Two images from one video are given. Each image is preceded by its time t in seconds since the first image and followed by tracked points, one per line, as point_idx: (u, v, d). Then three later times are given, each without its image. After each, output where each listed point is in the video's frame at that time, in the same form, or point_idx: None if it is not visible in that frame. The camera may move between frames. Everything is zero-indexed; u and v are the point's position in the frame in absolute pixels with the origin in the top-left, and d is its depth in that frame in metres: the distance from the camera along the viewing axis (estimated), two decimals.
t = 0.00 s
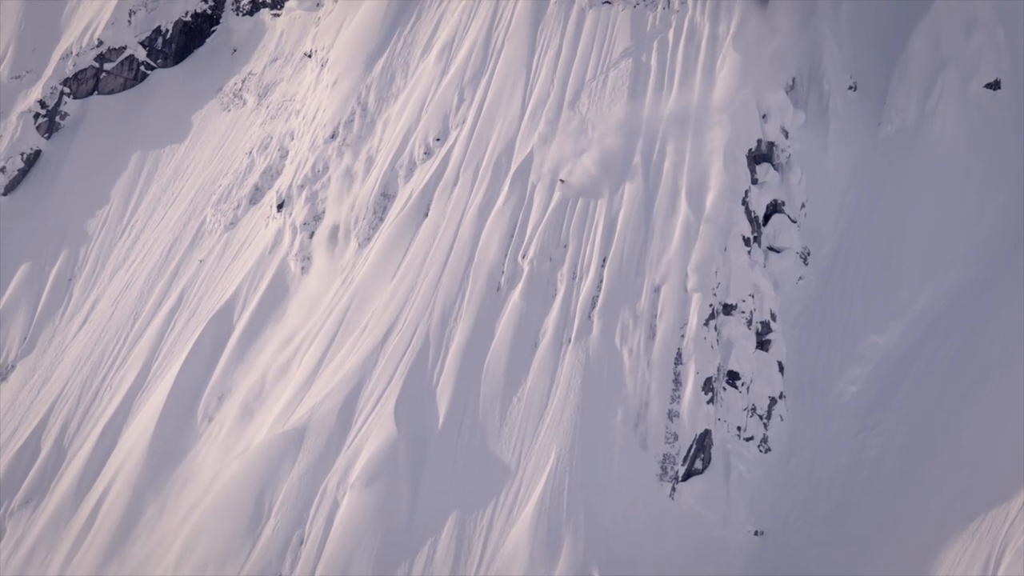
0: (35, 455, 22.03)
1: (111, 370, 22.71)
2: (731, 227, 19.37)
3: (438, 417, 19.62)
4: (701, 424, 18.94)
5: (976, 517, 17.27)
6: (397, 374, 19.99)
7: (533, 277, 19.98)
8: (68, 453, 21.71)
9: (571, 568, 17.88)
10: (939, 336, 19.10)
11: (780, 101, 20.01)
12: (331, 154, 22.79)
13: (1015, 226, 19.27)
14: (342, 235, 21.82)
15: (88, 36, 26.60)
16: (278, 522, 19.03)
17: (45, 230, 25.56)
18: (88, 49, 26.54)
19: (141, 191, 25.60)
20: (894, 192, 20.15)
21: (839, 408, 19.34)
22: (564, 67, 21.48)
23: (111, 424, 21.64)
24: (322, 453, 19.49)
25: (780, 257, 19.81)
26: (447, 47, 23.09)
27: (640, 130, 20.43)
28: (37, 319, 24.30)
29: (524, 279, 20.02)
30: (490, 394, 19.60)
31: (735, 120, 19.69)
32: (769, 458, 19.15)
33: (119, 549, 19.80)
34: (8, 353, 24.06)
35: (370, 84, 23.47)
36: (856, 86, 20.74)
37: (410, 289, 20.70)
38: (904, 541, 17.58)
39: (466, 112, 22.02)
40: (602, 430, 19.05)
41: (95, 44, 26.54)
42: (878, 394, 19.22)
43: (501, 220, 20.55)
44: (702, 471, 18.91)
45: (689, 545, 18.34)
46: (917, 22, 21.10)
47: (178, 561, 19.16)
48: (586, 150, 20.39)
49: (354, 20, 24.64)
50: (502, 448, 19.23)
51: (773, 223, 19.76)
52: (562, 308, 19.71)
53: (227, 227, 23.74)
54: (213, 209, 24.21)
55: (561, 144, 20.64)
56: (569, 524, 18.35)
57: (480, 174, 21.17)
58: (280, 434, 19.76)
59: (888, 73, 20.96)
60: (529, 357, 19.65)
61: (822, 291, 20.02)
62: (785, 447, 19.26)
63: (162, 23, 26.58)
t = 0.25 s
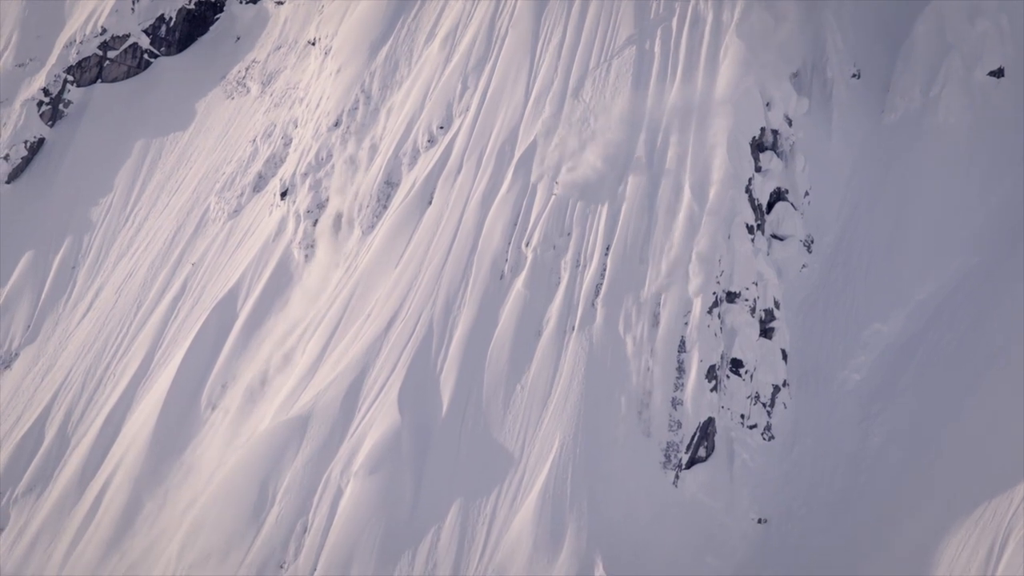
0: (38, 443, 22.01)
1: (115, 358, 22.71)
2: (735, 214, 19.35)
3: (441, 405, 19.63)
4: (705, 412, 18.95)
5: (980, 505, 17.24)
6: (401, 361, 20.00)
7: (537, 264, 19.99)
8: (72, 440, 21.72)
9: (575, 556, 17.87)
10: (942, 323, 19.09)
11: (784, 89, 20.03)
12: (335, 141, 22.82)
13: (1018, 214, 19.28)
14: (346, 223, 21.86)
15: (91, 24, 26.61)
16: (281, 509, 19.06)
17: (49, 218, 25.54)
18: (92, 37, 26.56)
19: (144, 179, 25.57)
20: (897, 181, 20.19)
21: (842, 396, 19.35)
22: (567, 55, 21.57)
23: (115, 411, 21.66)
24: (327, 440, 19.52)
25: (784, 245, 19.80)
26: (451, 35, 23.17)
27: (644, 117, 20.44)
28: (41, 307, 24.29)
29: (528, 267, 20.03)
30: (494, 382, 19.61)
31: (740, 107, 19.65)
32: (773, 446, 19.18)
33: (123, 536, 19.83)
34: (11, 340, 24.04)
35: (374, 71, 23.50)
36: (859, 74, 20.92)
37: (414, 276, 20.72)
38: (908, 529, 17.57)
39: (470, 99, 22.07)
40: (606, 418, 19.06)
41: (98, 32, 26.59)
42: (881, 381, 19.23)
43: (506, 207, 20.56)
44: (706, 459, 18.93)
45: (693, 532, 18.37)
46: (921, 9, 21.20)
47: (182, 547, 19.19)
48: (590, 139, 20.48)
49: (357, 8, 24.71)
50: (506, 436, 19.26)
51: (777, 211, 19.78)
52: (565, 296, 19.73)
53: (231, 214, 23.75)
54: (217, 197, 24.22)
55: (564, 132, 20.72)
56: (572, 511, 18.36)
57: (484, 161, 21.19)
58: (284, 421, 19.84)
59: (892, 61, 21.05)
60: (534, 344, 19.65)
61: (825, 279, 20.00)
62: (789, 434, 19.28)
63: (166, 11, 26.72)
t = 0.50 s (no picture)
0: (41, 431, 22.02)
1: (117, 346, 22.72)
2: (737, 202, 19.34)
3: (443, 394, 19.65)
4: (708, 401, 18.95)
5: (983, 493, 17.12)
6: (403, 350, 20.03)
7: (540, 251, 19.98)
8: (74, 428, 21.73)
9: (577, 544, 17.85)
10: (944, 312, 19.09)
11: (786, 76, 20.02)
12: (337, 130, 22.85)
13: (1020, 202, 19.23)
14: (348, 211, 21.88)
15: (93, 13, 26.52)
16: (283, 498, 19.09)
17: (52, 206, 25.55)
18: (94, 25, 26.51)
19: (146, 167, 25.57)
20: (899, 170, 20.21)
21: (844, 384, 19.37)
22: (570, 43, 21.58)
23: (118, 399, 21.68)
24: (329, 428, 19.57)
25: (786, 233, 19.78)
26: (454, 23, 23.17)
27: (647, 105, 20.47)
28: (44, 296, 24.29)
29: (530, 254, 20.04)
30: (496, 370, 19.64)
31: (742, 95, 19.70)
32: (776, 434, 19.24)
33: (126, 524, 19.85)
34: (14, 329, 24.04)
35: (376, 60, 23.55)
36: (862, 63, 20.99)
37: (416, 265, 20.74)
38: (910, 517, 17.52)
39: (472, 88, 22.12)
40: (608, 406, 19.05)
41: (100, 20, 26.52)
42: (884, 369, 19.24)
43: (508, 195, 20.56)
44: (708, 448, 18.96)
45: (695, 520, 18.39)
46: None
47: (185, 535, 19.23)
48: (592, 127, 20.51)
49: None
50: (508, 424, 19.27)
51: (780, 199, 19.74)
52: (568, 284, 19.73)
53: (233, 202, 23.77)
54: (219, 185, 24.24)
55: (567, 120, 20.76)
56: (574, 499, 18.38)
57: (486, 150, 21.24)
58: (286, 409, 19.84)
59: (895, 50, 21.13)
60: (536, 332, 19.65)
61: (827, 268, 20.04)
62: (791, 423, 19.33)
63: None
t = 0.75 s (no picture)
0: (43, 420, 22.01)
1: (120, 333, 22.75)
2: (740, 190, 19.35)
3: (446, 381, 19.71)
4: (710, 388, 18.95)
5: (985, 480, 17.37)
6: (406, 337, 20.06)
7: (542, 238, 20.00)
8: (77, 415, 21.77)
9: (579, 531, 17.89)
10: (946, 300, 19.14)
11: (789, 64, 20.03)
12: (339, 117, 22.85)
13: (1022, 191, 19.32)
14: (350, 198, 21.90)
15: None
16: (286, 485, 19.18)
17: (54, 193, 25.53)
18: (97, 12, 26.56)
19: (149, 155, 25.55)
20: (901, 159, 20.22)
21: (847, 371, 19.41)
22: (573, 30, 21.59)
23: (120, 386, 21.71)
24: (332, 414, 19.66)
25: (788, 221, 19.86)
26: (456, 9, 23.17)
27: (650, 92, 20.48)
28: (46, 283, 24.29)
29: (533, 241, 20.06)
30: (498, 357, 19.72)
31: (744, 82, 19.73)
32: (778, 421, 19.26)
33: (129, 511, 19.91)
34: (16, 315, 24.01)
35: (379, 47, 23.58)
36: (865, 50, 21.01)
37: (418, 252, 20.77)
38: (912, 504, 17.73)
39: (474, 75, 22.18)
40: (611, 393, 19.09)
41: (103, 8, 26.57)
42: (886, 357, 19.28)
43: (511, 181, 20.58)
44: (711, 435, 18.95)
45: (697, 506, 18.41)
46: None
47: (188, 521, 19.29)
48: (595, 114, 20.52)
49: None
50: (510, 412, 19.35)
51: (782, 186, 19.78)
52: (570, 271, 19.76)
53: (236, 189, 23.80)
54: (222, 172, 24.24)
55: (569, 107, 20.77)
56: (577, 485, 18.43)
57: (488, 137, 21.26)
58: (289, 396, 19.94)
59: (897, 38, 21.19)
60: (538, 319, 19.73)
61: (830, 255, 20.03)
62: (794, 410, 19.36)
63: None
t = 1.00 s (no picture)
0: (46, 406, 22.05)
1: (122, 319, 22.78)
2: (742, 175, 19.35)
3: (448, 367, 19.81)
4: (712, 373, 19.03)
5: (988, 465, 17.42)
6: (408, 323, 20.13)
7: (544, 224, 19.99)
8: (79, 400, 21.83)
9: (581, 517, 18.17)
10: (948, 287, 19.13)
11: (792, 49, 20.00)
12: (341, 103, 22.87)
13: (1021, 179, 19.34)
14: (352, 184, 21.88)
15: None
16: (288, 471, 19.31)
17: (57, 178, 25.57)
18: None
19: (150, 141, 25.57)
20: (901, 149, 20.23)
21: (849, 357, 19.44)
22: (575, 15, 21.57)
23: (122, 372, 21.79)
24: (334, 399, 19.73)
25: (790, 207, 19.84)
26: None
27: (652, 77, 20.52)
28: (48, 269, 24.33)
29: (535, 226, 20.06)
30: (500, 342, 19.77)
31: (746, 69, 19.75)
32: (780, 406, 19.35)
33: (131, 497, 20.01)
34: (18, 301, 24.04)
35: (380, 32, 23.56)
36: (866, 36, 21.02)
37: (420, 237, 20.80)
38: (914, 489, 17.78)
39: (476, 61, 22.22)
40: (613, 378, 19.19)
41: None
42: (888, 342, 19.29)
43: (513, 166, 20.62)
44: (713, 420, 19.04)
45: (698, 493, 18.57)
46: None
47: (190, 507, 19.42)
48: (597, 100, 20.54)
49: None
50: (512, 397, 19.45)
51: (783, 172, 19.81)
52: (572, 256, 19.77)
53: (238, 174, 23.79)
54: (224, 157, 24.23)
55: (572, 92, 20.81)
56: (579, 472, 18.65)
57: (490, 123, 21.31)
58: (291, 382, 19.99)
59: (898, 24, 21.16)
60: (540, 305, 19.77)
61: (832, 241, 20.02)
62: (795, 395, 19.43)
63: None
